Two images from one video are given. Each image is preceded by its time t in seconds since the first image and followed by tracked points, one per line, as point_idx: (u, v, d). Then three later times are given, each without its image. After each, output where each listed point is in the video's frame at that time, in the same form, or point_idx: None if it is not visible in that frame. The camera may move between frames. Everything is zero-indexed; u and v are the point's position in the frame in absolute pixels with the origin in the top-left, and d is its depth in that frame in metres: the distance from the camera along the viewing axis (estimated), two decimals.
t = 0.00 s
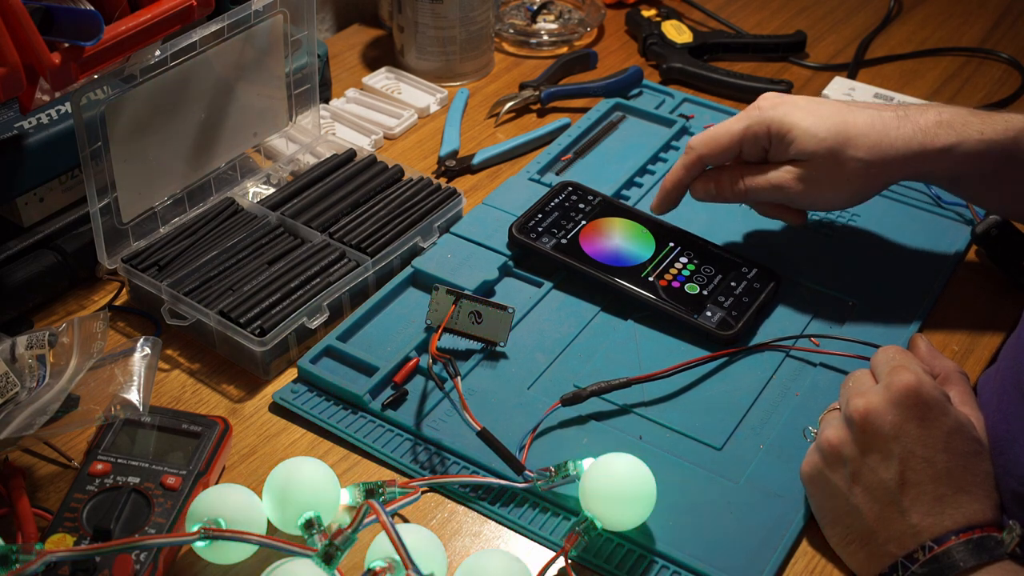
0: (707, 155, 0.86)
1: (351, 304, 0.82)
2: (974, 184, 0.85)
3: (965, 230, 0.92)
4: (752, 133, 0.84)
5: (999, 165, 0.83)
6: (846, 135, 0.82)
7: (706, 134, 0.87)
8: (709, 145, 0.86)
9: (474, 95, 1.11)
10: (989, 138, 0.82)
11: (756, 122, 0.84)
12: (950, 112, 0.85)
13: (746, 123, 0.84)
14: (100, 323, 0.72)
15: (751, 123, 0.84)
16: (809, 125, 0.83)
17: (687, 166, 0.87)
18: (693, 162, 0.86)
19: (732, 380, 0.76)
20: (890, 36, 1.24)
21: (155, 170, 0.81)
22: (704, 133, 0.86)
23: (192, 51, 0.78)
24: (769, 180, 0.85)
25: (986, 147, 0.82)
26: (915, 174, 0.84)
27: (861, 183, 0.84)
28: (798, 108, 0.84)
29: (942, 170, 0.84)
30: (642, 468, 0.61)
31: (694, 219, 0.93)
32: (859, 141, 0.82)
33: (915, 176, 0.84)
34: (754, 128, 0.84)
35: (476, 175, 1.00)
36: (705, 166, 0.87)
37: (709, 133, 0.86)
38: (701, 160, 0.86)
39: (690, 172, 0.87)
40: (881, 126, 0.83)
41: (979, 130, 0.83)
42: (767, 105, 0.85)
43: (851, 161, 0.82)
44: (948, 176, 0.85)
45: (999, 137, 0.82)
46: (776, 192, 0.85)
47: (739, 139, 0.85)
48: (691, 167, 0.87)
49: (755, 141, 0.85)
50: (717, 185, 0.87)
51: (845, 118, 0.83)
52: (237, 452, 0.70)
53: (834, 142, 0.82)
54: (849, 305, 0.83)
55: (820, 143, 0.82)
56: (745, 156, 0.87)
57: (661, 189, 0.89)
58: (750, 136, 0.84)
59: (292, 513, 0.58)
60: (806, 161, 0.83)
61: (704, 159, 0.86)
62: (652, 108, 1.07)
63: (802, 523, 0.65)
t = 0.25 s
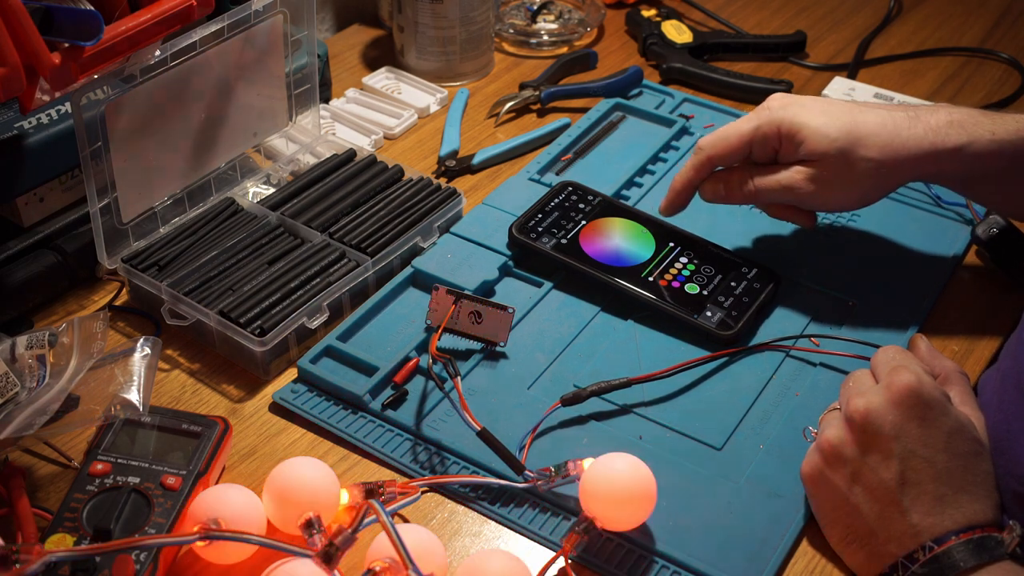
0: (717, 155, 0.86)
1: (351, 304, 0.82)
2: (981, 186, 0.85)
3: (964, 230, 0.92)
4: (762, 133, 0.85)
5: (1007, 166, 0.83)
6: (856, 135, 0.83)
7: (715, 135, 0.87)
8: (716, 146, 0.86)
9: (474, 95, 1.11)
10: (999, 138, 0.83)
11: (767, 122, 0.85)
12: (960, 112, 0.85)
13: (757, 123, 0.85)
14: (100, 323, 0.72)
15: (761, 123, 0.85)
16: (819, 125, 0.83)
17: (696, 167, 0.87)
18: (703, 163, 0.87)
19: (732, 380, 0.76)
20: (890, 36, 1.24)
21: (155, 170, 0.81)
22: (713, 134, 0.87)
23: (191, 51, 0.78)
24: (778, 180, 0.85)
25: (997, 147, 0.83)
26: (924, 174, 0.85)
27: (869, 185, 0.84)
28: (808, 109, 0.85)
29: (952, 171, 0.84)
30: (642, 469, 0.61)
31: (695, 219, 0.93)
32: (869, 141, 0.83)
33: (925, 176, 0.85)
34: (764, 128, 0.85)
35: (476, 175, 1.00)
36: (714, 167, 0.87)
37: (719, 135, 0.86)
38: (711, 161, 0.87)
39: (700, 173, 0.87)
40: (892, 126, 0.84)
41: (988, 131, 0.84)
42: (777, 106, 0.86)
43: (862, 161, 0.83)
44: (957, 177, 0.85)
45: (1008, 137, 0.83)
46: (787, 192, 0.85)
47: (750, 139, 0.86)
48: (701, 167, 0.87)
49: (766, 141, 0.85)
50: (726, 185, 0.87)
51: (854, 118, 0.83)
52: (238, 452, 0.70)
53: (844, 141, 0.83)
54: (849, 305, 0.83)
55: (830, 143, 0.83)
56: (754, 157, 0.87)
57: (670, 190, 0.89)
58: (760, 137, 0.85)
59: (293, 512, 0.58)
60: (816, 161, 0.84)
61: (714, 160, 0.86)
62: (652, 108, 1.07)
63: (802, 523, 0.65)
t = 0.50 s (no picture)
0: (725, 153, 0.86)
1: (351, 304, 0.82)
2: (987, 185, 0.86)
3: (965, 230, 0.92)
4: (770, 131, 0.85)
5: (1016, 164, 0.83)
6: (865, 132, 0.83)
7: (722, 133, 0.87)
8: (721, 144, 0.86)
9: (474, 95, 1.11)
10: (1008, 138, 0.83)
11: (775, 120, 0.85)
12: (968, 110, 0.85)
13: (766, 121, 0.85)
14: (100, 323, 0.72)
15: (769, 121, 0.85)
16: (828, 123, 0.83)
17: (704, 165, 0.87)
18: (711, 160, 0.87)
19: (732, 380, 0.76)
20: (890, 36, 1.24)
21: (155, 170, 0.81)
22: (721, 132, 0.87)
23: (191, 51, 0.78)
24: (786, 177, 0.85)
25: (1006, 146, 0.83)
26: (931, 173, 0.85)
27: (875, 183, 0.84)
28: (816, 106, 0.85)
29: (960, 170, 0.84)
30: (642, 469, 0.61)
31: (695, 219, 0.93)
32: (878, 138, 0.83)
33: (933, 174, 0.85)
34: (773, 126, 0.85)
35: (476, 175, 1.00)
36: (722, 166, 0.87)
37: (726, 132, 0.87)
38: (718, 158, 0.86)
39: (707, 171, 0.87)
40: (900, 125, 0.84)
41: (997, 130, 0.83)
42: (785, 104, 0.86)
43: (870, 158, 0.83)
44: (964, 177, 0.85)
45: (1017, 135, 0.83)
46: (794, 189, 0.85)
47: (757, 137, 0.86)
48: (708, 165, 0.87)
49: (774, 138, 0.85)
50: (734, 183, 0.88)
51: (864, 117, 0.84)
52: (237, 452, 0.70)
53: (852, 139, 0.83)
54: (849, 305, 0.83)
55: (838, 140, 0.83)
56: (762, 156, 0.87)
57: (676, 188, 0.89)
58: (768, 134, 0.85)
59: (294, 512, 0.58)
60: (824, 158, 0.84)
61: (721, 157, 0.86)
62: (652, 108, 1.07)
63: (801, 523, 0.65)
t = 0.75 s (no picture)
0: (723, 147, 0.86)
1: (351, 304, 0.82)
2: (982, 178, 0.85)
3: (965, 230, 0.92)
4: (768, 126, 0.85)
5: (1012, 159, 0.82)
6: (867, 131, 0.83)
7: (720, 128, 0.87)
8: (718, 138, 0.86)
9: (474, 95, 1.11)
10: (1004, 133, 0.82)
11: (772, 116, 0.85)
12: (964, 105, 0.84)
13: (762, 116, 0.85)
14: (100, 323, 0.72)
15: (766, 116, 0.85)
16: (824, 118, 0.83)
17: (701, 160, 0.87)
18: (709, 155, 0.86)
19: (732, 380, 0.76)
20: (890, 36, 1.24)
21: (155, 170, 0.81)
22: (718, 127, 0.87)
23: (191, 51, 0.78)
24: (783, 172, 0.85)
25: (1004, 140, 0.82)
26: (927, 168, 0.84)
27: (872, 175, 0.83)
28: (814, 102, 0.84)
29: (957, 165, 0.84)
30: (642, 469, 0.61)
31: (695, 219, 0.92)
32: (874, 134, 0.82)
33: (930, 170, 0.84)
34: (770, 121, 0.84)
35: (476, 175, 1.00)
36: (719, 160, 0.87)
37: (724, 127, 0.86)
38: (716, 152, 0.86)
39: (705, 165, 0.87)
40: (898, 120, 0.83)
41: (993, 124, 0.82)
42: (783, 99, 0.86)
43: (866, 153, 0.82)
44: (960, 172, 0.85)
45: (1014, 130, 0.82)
46: (791, 184, 0.85)
47: (755, 132, 0.85)
48: (706, 159, 0.86)
49: (771, 133, 0.85)
50: (731, 177, 0.87)
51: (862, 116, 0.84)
52: (237, 452, 0.70)
53: (849, 135, 0.82)
54: (849, 305, 0.83)
55: (835, 136, 0.82)
56: (758, 151, 0.87)
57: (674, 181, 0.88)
58: (766, 130, 0.85)
59: (294, 512, 0.58)
60: (821, 153, 0.83)
61: (719, 152, 0.86)
62: (652, 108, 1.07)
63: (801, 523, 0.65)
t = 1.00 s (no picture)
0: (676, 127, 0.89)
1: (351, 304, 0.82)
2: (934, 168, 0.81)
3: (965, 230, 0.92)
4: (719, 106, 0.87)
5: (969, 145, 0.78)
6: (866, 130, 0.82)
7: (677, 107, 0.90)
8: (671, 117, 0.89)
9: (474, 95, 1.11)
10: (945, 119, 0.78)
11: (724, 97, 0.87)
12: (917, 89, 0.81)
13: (715, 98, 0.87)
14: (100, 323, 0.72)
15: (718, 97, 0.87)
16: (774, 99, 0.84)
17: (656, 137, 0.90)
18: (663, 134, 0.90)
19: (732, 380, 0.76)
20: (890, 36, 1.24)
21: (155, 170, 0.81)
22: (674, 107, 0.90)
23: (191, 51, 0.78)
24: (734, 152, 0.86)
25: (952, 127, 0.78)
26: (876, 153, 0.82)
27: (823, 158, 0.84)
28: (767, 84, 0.86)
29: (907, 150, 0.81)
30: (642, 469, 0.61)
31: (695, 220, 0.93)
32: (823, 115, 0.82)
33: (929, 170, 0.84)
34: (721, 102, 0.87)
35: (476, 175, 1.00)
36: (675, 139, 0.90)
37: (679, 108, 0.89)
38: (670, 132, 0.89)
39: (659, 143, 0.90)
40: (849, 102, 0.82)
41: (946, 109, 0.78)
42: (737, 81, 0.88)
43: (814, 136, 0.83)
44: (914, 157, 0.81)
45: (961, 116, 0.77)
46: (741, 164, 0.86)
47: (708, 113, 0.88)
48: (660, 138, 0.90)
49: (723, 114, 0.87)
50: (686, 157, 0.90)
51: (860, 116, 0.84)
52: (237, 452, 0.70)
53: (796, 117, 0.83)
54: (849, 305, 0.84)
55: (783, 118, 0.83)
56: (714, 131, 0.89)
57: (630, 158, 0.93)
58: (718, 110, 0.87)
59: (294, 512, 0.58)
60: (770, 134, 0.85)
61: (673, 131, 0.89)
62: (652, 108, 1.07)
63: (801, 523, 0.65)
